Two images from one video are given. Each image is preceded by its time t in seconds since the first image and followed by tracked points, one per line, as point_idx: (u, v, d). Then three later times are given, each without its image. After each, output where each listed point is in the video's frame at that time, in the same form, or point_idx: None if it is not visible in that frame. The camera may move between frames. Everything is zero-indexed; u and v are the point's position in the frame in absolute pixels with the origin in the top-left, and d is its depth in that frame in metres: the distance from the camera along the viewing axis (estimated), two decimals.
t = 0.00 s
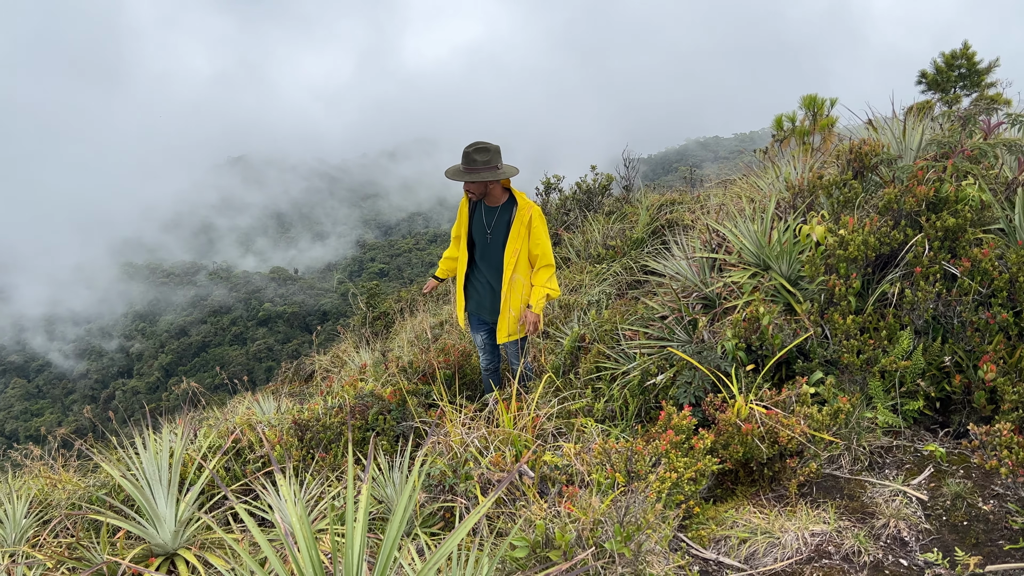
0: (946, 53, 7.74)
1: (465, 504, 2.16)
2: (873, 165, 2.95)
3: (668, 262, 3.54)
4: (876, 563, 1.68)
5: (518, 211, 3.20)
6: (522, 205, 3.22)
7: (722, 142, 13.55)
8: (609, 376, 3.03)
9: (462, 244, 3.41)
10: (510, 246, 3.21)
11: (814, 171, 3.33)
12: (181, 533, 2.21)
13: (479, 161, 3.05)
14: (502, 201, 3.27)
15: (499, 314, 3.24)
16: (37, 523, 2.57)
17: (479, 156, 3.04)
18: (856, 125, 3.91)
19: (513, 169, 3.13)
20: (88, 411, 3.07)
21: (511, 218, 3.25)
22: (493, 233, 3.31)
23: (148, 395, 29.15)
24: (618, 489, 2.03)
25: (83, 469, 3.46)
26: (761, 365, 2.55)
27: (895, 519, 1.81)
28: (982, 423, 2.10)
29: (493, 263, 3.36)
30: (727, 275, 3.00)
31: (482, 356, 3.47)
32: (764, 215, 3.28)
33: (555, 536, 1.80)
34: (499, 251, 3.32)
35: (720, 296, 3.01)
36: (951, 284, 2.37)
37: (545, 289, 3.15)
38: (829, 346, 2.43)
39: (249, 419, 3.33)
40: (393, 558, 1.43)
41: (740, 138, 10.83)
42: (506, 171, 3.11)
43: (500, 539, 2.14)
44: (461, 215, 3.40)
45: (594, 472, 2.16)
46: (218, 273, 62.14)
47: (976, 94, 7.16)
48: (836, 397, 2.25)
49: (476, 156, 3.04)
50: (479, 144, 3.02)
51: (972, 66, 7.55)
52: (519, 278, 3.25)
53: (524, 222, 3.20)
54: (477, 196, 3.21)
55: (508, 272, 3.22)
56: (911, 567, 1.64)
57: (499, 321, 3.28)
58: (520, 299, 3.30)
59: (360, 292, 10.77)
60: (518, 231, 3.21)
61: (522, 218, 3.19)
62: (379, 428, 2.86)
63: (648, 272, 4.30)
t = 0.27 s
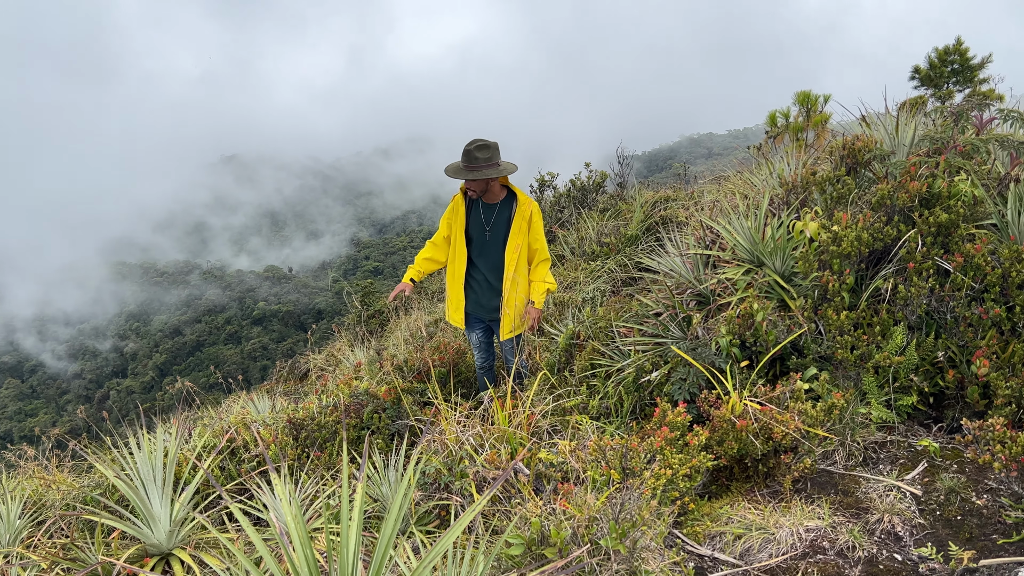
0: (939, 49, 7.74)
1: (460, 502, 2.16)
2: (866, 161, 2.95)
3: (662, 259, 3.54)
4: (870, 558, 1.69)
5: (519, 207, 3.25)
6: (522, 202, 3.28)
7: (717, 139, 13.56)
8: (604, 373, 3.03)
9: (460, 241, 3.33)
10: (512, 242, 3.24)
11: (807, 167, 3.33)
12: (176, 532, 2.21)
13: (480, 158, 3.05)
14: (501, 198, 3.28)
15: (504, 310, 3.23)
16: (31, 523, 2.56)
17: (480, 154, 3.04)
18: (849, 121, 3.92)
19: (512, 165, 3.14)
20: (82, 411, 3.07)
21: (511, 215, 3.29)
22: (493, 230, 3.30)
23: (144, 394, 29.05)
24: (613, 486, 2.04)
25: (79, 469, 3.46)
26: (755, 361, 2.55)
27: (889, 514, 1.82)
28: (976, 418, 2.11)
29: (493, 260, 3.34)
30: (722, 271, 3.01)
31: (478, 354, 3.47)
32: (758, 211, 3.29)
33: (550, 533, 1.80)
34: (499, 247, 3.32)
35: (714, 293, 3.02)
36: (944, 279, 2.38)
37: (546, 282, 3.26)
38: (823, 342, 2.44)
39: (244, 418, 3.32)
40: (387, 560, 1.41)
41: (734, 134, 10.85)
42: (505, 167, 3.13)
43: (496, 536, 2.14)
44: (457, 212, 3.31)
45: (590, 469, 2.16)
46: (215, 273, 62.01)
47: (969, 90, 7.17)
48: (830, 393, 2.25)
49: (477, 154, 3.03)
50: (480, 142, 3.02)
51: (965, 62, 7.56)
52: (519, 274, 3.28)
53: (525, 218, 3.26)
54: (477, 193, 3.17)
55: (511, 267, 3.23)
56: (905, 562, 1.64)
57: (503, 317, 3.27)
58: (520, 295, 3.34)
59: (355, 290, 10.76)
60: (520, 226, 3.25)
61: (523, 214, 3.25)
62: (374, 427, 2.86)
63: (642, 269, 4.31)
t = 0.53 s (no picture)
0: (929, 47, 7.78)
1: (456, 500, 2.17)
2: (857, 159, 2.97)
3: (656, 257, 3.55)
4: (863, 553, 1.70)
5: (517, 204, 3.26)
6: (520, 198, 3.29)
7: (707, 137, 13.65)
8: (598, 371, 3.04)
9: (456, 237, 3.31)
10: (509, 238, 3.25)
11: (800, 165, 3.35)
12: (171, 532, 2.21)
13: (479, 155, 3.05)
14: (499, 195, 3.29)
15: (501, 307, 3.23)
16: (25, 524, 2.56)
17: (479, 152, 3.04)
18: (841, 119, 3.94)
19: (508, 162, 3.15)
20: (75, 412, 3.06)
21: (508, 211, 3.30)
22: (490, 227, 3.31)
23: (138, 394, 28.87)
24: (608, 483, 2.04)
25: (71, 470, 3.46)
26: (748, 358, 2.57)
27: (882, 509, 1.83)
28: (967, 413, 2.13)
29: (490, 257, 3.36)
30: (715, 269, 3.02)
31: (472, 352, 3.47)
32: (751, 209, 3.30)
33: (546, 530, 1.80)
34: (496, 244, 3.33)
35: (707, 291, 3.03)
36: (935, 276, 2.40)
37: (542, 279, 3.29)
38: (816, 339, 2.46)
39: (238, 417, 3.32)
40: (383, 558, 1.41)
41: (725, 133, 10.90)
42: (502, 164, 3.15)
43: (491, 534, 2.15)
44: (454, 208, 3.29)
45: (584, 466, 2.17)
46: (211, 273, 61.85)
47: (958, 89, 7.21)
48: (823, 389, 2.26)
49: (475, 151, 3.03)
50: (478, 139, 3.02)
51: (955, 60, 7.60)
52: (516, 270, 3.29)
53: (523, 214, 3.27)
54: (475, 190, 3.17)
55: (509, 264, 3.24)
56: (897, 557, 1.66)
57: (500, 314, 3.27)
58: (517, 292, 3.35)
59: (349, 289, 10.76)
60: (517, 223, 3.26)
61: (521, 210, 3.25)
62: (369, 426, 2.86)
63: (636, 267, 4.33)
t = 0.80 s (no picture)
0: (920, 49, 7.82)
1: (455, 499, 2.18)
2: (852, 160, 2.99)
3: (652, 257, 3.56)
4: (860, 551, 1.71)
5: (514, 203, 3.29)
6: (518, 198, 3.32)
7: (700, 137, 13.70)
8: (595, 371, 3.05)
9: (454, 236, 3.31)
10: (507, 238, 3.27)
11: (794, 166, 3.37)
12: (170, 533, 2.21)
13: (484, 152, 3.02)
14: (497, 195, 3.32)
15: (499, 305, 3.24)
16: (21, 526, 2.56)
17: (484, 149, 3.01)
18: (833, 119, 3.97)
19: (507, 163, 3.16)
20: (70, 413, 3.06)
21: (507, 211, 3.33)
22: (488, 226, 3.33)
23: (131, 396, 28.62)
24: (606, 482, 2.05)
25: (65, 472, 3.43)
26: (744, 357, 2.59)
27: (878, 507, 1.85)
28: (961, 412, 2.15)
29: (488, 257, 3.38)
30: (710, 269, 3.04)
31: (468, 352, 3.47)
32: (746, 209, 3.32)
33: (546, 529, 1.81)
34: (494, 244, 3.36)
35: (703, 290, 3.05)
36: (929, 275, 2.42)
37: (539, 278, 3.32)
38: (811, 338, 2.47)
39: (233, 418, 3.32)
40: (387, 556, 1.42)
41: (718, 133, 10.96)
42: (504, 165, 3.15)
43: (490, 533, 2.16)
44: (453, 207, 3.30)
45: (582, 466, 2.18)
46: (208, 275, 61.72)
47: (949, 90, 7.26)
48: (820, 388, 2.26)
49: (480, 147, 3.00)
50: (482, 136, 3.01)
51: (945, 61, 7.65)
52: (512, 270, 3.30)
53: (521, 214, 3.30)
54: (476, 188, 3.17)
55: (507, 263, 3.26)
56: (894, 554, 1.67)
57: (498, 313, 3.27)
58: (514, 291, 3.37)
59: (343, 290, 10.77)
60: (515, 223, 3.29)
61: (519, 210, 3.28)
62: (366, 426, 2.86)
63: (630, 268, 4.35)
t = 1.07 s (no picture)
0: (908, 51, 7.88)
1: (452, 499, 2.20)
2: (843, 162, 3.01)
3: (645, 259, 3.58)
4: (853, 548, 1.74)
5: (509, 204, 3.32)
6: (512, 199, 3.35)
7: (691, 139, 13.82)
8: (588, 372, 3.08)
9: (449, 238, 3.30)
10: (503, 239, 3.30)
11: (787, 167, 3.40)
12: (167, 534, 2.24)
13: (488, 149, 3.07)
14: (490, 196, 3.34)
15: (496, 307, 3.27)
16: (16, 528, 2.56)
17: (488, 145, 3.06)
18: (821, 121, 4.02)
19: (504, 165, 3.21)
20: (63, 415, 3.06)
21: (501, 212, 3.36)
22: (483, 228, 3.35)
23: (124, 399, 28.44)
24: (602, 482, 2.07)
25: (58, 475, 3.41)
26: (738, 357, 2.61)
27: (871, 506, 1.87)
28: (952, 411, 2.17)
29: (483, 259, 3.39)
30: (704, 270, 3.07)
31: (462, 354, 3.48)
32: (739, 211, 3.35)
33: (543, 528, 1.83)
34: (489, 245, 3.38)
35: (696, 291, 3.07)
36: (920, 276, 2.44)
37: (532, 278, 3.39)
38: (804, 339, 2.50)
39: (227, 420, 3.34)
40: (385, 559, 1.42)
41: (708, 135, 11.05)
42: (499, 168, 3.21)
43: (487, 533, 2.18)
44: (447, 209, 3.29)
45: (578, 466, 2.19)
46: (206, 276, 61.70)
47: (936, 92, 7.32)
48: (812, 388, 2.28)
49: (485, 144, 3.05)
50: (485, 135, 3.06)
51: (933, 64, 7.70)
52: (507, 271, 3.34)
53: (515, 215, 3.34)
54: (473, 189, 3.17)
55: (503, 265, 3.28)
56: (887, 551, 1.70)
57: (494, 314, 3.30)
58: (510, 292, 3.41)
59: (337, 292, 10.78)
60: (510, 224, 3.33)
61: (513, 211, 3.31)
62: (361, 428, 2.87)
63: (622, 269, 4.39)
